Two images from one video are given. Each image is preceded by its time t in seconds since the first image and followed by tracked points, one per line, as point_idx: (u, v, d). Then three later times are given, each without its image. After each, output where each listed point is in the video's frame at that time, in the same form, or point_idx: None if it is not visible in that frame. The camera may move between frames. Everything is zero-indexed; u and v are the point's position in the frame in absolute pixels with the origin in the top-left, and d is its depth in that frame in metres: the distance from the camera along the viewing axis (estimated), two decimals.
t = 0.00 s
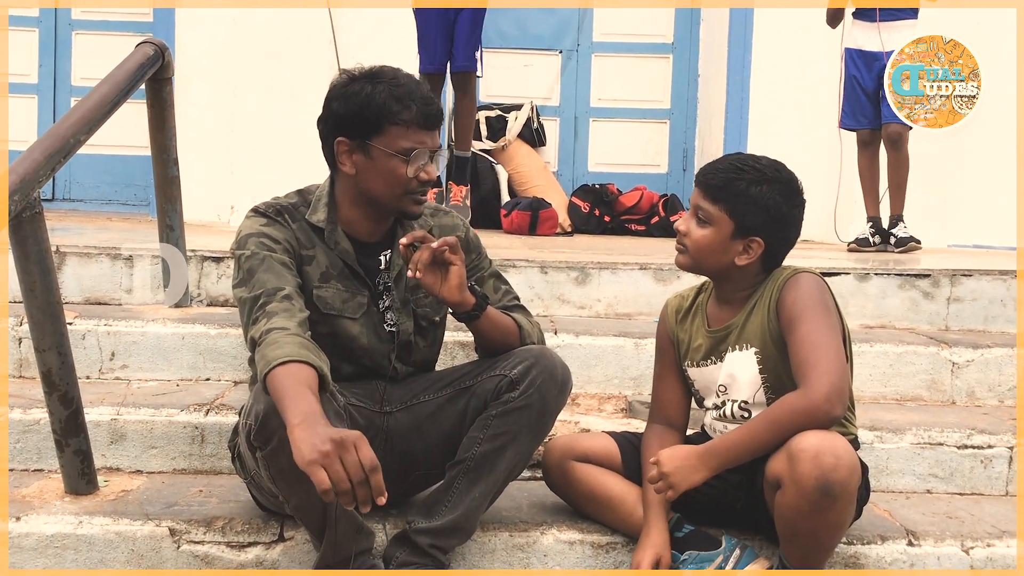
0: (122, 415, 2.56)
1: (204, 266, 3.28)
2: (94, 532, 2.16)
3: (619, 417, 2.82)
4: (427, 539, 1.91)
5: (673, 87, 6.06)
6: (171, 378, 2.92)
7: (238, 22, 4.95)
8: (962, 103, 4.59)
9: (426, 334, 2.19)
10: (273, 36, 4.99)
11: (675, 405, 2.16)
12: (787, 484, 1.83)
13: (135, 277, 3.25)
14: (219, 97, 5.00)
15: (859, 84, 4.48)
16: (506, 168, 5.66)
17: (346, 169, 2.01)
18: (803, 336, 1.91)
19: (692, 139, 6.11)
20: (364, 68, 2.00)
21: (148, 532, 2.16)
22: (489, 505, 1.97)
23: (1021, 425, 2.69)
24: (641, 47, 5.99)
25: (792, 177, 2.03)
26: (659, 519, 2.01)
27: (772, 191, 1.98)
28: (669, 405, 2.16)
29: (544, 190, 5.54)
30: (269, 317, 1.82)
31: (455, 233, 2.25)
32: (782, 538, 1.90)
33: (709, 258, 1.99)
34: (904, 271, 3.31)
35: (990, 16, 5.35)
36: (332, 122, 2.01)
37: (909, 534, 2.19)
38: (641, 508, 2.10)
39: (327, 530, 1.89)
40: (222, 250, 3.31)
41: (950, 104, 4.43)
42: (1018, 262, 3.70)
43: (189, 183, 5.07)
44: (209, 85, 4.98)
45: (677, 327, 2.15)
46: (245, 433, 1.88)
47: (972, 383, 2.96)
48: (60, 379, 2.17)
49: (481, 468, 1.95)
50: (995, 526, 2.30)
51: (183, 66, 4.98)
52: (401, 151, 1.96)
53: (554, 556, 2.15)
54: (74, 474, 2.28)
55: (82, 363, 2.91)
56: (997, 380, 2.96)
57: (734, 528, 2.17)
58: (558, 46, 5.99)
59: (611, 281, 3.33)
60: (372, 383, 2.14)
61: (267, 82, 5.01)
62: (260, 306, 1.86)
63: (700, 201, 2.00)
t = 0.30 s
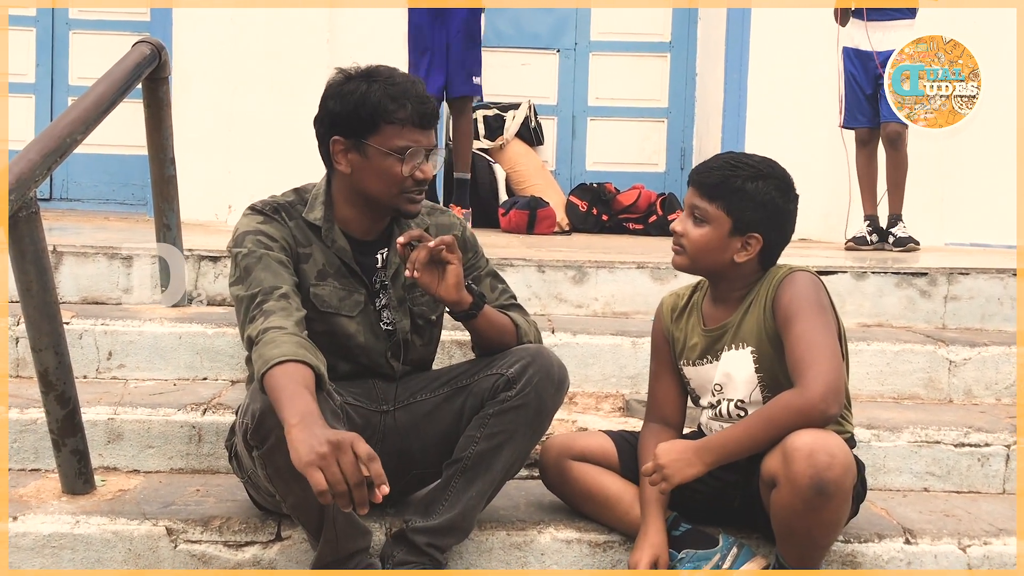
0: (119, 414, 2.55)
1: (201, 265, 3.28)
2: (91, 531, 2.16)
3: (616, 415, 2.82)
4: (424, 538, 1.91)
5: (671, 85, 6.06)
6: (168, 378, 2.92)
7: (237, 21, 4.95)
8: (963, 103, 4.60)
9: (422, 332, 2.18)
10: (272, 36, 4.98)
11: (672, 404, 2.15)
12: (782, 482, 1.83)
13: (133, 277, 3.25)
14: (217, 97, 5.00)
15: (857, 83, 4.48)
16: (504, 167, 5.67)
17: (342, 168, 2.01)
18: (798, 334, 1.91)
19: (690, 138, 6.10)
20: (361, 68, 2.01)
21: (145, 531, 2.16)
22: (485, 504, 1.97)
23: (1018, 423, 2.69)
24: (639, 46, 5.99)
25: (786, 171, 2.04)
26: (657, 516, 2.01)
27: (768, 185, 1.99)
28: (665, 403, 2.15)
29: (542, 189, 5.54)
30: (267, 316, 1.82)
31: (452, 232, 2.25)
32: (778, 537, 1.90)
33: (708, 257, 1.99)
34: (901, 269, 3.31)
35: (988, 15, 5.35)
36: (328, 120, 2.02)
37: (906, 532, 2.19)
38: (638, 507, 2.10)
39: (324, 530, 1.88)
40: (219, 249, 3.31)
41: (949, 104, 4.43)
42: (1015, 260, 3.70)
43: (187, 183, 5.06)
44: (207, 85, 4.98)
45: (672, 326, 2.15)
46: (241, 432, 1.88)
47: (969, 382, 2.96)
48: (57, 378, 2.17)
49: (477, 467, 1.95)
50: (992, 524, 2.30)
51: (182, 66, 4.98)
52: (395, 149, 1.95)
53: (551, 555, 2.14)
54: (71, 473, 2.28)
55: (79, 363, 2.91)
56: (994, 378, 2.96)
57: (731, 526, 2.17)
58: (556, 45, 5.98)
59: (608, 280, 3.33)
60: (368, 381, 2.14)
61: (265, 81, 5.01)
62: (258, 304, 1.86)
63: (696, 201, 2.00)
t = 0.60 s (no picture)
0: (118, 415, 2.55)
1: (199, 265, 3.28)
2: (89, 532, 2.16)
3: (614, 415, 2.82)
4: (422, 538, 1.92)
5: (670, 85, 6.06)
6: (167, 378, 2.91)
7: (235, 20, 4.94)
8: (962, 104, 4.43)
9: (420, 333, 2.18)
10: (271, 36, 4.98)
11: (668, 403, 2.15)
12: (777, 483, 1.83)
13: (131, 277, 3.25)
14: (215, 97, 5.00)
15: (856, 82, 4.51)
16: (503, 167, 5.67)
17: (332, 163, 2.02)
18: (792, 335, 1.91)
19: (689, 137, 6.10)
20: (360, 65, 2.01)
21: (143, 531, 2.15)
22: (484, 504, 1.97)
23: (1017, 422, 2.69)
24: (637, 46, 5.99)
25: (786, 175, 2.03)
26: (657, 515, 2.01)
27: (766, 190, 1.98)
28: (663, 404, 2.15)
29: (540, 189, 5.54)
30: (269, 314, 1.82)
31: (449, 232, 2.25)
32: (774, 536, 1.90)
33: (705, 257, 1.99)
34: (899, 269, 3.31)
35: (987, 15, 5.35)
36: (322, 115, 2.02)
37: (904, 531, 2.19)
38: (636, 507, 2.10)
39: (323, 529, 1.89)
40: (218, 249, 3.31)
41: (950, 104, 4.34)
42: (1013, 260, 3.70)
43: (185, 183, 5.06)
44: (205, 85, 4.98)
45: (669, 326, 2.15)
46: (240, 432, 1.87)
47: (967, 381, 2.96)
48: (56, 379, 2.17)
49: (476, 467, 1.95)
50: (990, 523, 2.30)
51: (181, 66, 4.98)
52: (373, 147, 1.94)
53: (550, 554, 2.14)
54: (70, 474, 2.28)
55: (77, 364, 2.90)
56: (992, 377, 2.96)
57: (729, 526, 2.17)
58: (554, 44, 5.98)
59: (607, 280, 3.34)
60: (367, 381, 2.14)
61: (264, 82, 5.01)
62: (258, 303, 1.85)
63: (695, 201, 2.00)
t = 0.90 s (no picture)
0: (118, 416, 2.55)
1: (199, 266, 3.28)
2: (90, 533, 2.16)
3: (614, 416, 2.82)
4: (423, 539, 1.92)
5: (669, 85, 6.06)
6: (167, 379, 2.92)
7: (235, 21, 4.95)
8: (962, 104, 4.38)
9: (420, 335, 2.18)
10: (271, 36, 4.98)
11: (668, 405, 2.16)
12: (773, 485, 1.83)
13: (131, 278, 3.25)
14: (215, 98, 5.00)
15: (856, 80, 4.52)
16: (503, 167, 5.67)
17: (331, 165, 2.03)
18: (789, 336, 1.91)
19: (689, 137, 6.10)
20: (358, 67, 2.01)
21: (144, 532, 2.16)
22: (484, 504, 1.98)
23: (1017, 422, 2.69)
24: (637, 47, 5.99)
25: (786, 179, 2.03)
26: (657, 515, 2.01)
27: (764, 194, 1.98)
28: (662, 406, 2.15)
29: (541, 189, 5.55)
30: (272, 314, 1.82)
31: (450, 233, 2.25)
32: (772, 538, 1.90)
33: (701, 259, 1.99)
34: (900, 269, 3.32)
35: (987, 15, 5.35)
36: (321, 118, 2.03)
37: (905, 532, 2.19)
38: (636, 507, 2.10)
39: (323, 530, 1.89)
40: (218, 250, 3.31)
41: (950, 104, 4.29)
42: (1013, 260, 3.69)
43: (186, 183, 5.06)
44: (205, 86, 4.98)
45: (667, 327, 2.16)
46: (240, 433, 1.87)
47: (968, 381, 2.97)
48: (56, 380, 2.17)
49: (476, 468, 1.95)
50: (991, 523, 2.30)
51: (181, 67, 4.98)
52: (368, 148, 1.95)
53: (551, 555, 2.14)
54: (71, 475, 2.28)
55: (78, 365, 2.91)
56: (993, 377, 2.96)
57: (728, 526, 2.17)
58: (554, 45, 5.98)
59: (607, 280, 3.34)
60: (367, 382, 2.15)
61: (263, 82, 5.01)
62: (260, 303, 1.86)
63: (693, 202, 2.00)
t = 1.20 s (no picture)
0: (121, 416, 2.56)
1: (201, 267, 3.28)
2: (93, 533, 2.17)
3: (617, 416, 2.82)
4: (426, 539, 1.92)
5: (671, 85, 6.06)
6: (170, 380, 2.92)
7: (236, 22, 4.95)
8: (963, 104, 4.21)
9: (422, 336, 2.18)
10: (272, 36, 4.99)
11: (668, 405, 2.16)
12: (774, 485, 1.83)
13: (133, 278, 3.25)
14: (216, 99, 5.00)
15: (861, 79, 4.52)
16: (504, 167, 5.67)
17: (338, 170, 2.02)
18: (789, 336, 1.91)
19: (690, 137, 6.10)
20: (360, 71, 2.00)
21: (147, 533, 2.16)
22: (487, 504, 1.98)
23: (1018, 422, 2.69)
24: (638, 47, 5.99)
25: (788, 178, 2.03)
26: (659, 515, 2.01)
27: (767, 193, 1.98)
28: (663, 406, 2.16)
29: (542, 189, 5.55)
30: (266, 317, 1.82)
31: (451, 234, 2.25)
32: (773, 537, 1.90)
33: (704, 260, 1.99)
34: (902, 269, 3.31)
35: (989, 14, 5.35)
36: (324, 123, 2.02)
37: (907, 531, 2.19)
38: (638, 507, 2.10)
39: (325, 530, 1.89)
40: (220, 250, 3.31)
41: (950, 104, 4.19)
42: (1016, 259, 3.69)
43: (187, 184, 5.07)
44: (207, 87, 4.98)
45: (668, 327, 2.15)
46: (242, 434, 1.88)
47: (970, 381, 2.96)
48: (58, 380, 2.17)
49: (478, 468, 1.95)
50: (993, 523, 2.30)
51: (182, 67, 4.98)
52: (385, 153, 1.95)
53: (553, 555, 2.15)
54: (73, 475, 2.28)
55: (80, 365, 2.91)
56: (995, 377, 2.96)
57: (731, 526, 2.17)
58: (555, 45, 5.98)
59: (609, 280, 3.34)
60: (370, 382, 2.15)
61: (265, 83, 5.01)
62: (257, 305, 1.86)
63: (696, 202, 2.00)
